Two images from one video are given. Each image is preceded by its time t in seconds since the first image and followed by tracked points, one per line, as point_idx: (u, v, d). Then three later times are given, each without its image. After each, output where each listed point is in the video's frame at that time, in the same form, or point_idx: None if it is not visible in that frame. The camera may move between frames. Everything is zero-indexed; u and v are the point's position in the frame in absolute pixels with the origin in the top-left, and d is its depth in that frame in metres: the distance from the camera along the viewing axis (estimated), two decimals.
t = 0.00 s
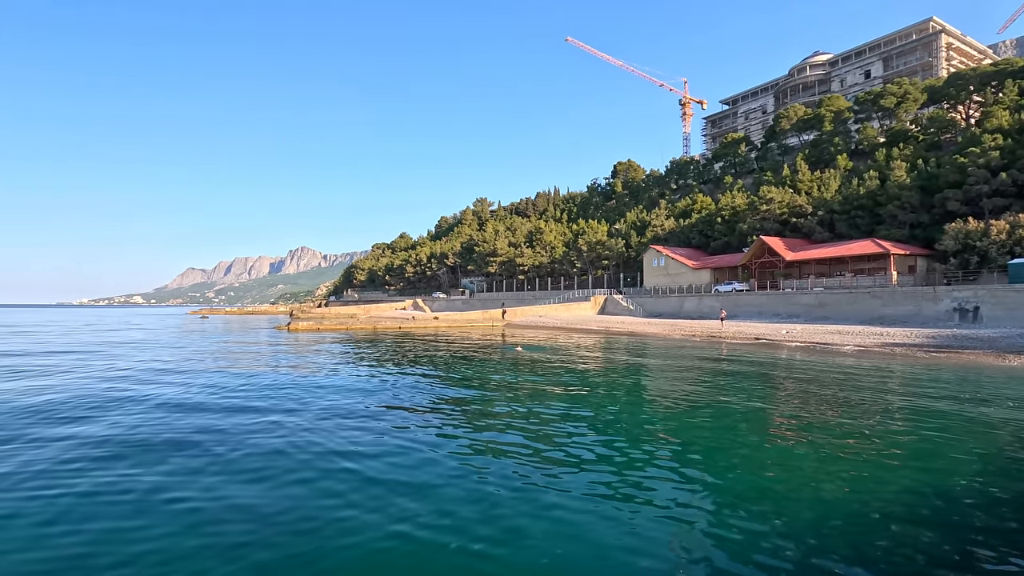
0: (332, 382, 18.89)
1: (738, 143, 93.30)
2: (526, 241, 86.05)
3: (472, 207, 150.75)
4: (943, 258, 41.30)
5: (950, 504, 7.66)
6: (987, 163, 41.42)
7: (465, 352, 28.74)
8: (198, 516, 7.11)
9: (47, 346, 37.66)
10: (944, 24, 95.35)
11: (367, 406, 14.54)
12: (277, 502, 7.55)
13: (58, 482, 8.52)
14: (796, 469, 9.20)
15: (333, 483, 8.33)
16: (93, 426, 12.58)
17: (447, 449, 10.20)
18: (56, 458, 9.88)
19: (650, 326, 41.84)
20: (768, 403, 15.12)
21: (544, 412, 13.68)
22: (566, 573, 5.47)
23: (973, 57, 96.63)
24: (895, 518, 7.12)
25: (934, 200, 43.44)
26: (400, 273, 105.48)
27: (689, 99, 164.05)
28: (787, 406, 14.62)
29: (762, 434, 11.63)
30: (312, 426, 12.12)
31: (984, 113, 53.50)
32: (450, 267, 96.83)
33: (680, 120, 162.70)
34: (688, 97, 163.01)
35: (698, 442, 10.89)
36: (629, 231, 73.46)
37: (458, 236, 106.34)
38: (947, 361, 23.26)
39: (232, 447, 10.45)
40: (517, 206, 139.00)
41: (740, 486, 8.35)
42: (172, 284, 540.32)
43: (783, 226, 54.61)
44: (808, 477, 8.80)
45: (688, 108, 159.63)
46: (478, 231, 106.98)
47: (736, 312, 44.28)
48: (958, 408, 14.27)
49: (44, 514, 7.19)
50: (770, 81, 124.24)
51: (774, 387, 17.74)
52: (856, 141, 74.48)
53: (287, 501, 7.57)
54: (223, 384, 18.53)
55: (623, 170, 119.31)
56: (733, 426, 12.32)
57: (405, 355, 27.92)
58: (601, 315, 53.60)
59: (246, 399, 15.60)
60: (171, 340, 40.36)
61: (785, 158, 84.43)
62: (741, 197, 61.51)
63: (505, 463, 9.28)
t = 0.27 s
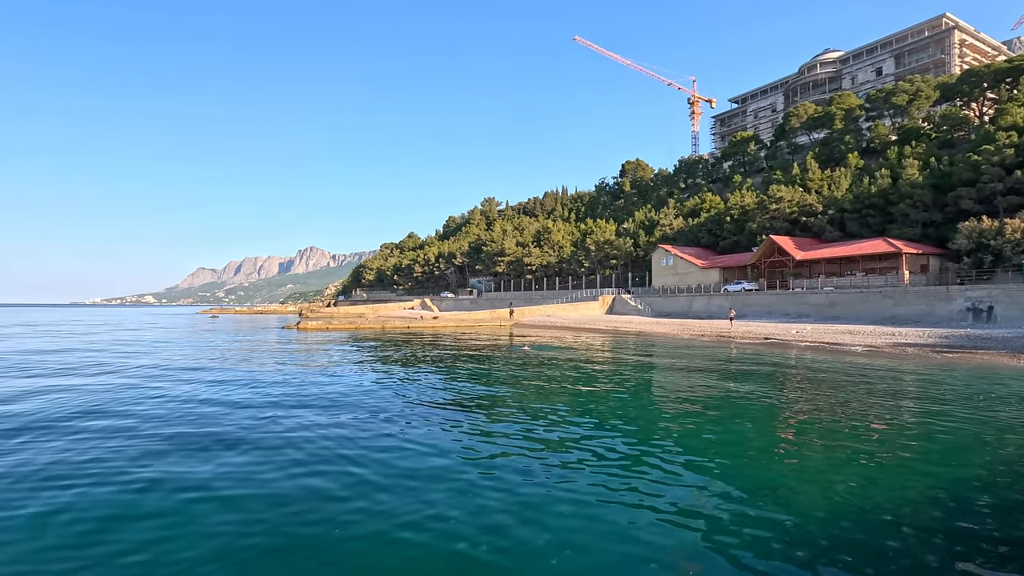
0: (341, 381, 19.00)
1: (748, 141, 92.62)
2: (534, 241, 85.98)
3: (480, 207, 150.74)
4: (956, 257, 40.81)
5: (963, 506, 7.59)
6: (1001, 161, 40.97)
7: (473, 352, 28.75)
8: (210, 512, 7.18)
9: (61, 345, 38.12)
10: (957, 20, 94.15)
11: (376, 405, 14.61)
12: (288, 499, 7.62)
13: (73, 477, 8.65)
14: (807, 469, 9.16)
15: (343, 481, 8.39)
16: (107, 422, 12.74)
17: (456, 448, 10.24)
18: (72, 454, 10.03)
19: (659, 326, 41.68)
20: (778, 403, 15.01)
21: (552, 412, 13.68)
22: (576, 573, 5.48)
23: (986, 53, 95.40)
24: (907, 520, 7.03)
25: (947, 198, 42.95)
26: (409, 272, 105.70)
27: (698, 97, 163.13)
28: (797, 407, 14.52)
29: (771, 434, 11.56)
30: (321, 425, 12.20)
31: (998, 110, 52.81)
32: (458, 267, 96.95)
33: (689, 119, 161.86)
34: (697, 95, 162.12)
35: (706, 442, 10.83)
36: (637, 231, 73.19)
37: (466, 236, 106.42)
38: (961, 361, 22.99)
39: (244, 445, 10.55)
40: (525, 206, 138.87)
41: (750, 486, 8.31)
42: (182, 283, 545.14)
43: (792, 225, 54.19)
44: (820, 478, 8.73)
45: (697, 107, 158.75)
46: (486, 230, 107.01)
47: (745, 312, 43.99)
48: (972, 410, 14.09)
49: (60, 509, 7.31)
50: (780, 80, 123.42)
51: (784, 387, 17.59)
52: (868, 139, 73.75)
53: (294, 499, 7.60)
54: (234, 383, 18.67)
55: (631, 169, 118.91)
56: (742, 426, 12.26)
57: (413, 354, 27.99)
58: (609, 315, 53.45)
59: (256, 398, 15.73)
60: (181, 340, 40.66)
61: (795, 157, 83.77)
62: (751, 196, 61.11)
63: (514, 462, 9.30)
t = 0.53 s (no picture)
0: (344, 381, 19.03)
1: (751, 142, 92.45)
2: (537, 242, 85.98)
3: (483, 208, 150.81)
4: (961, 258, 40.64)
5: (969, 507, 7.54)
6: (1006, 161, 40.81)
7: (476, 352, 28.75)
8: (214, 513, 7.19)
9: (66, 345, 38.32)
10: (962, 20, 93.80)
11: (379, 405, 14.63)
12: (291, 501, 7.62)
13: (78, 478, 8.68)
14: (811, 471, 9.11)
15: (346, 482, 8.38)
16: (112, 423, 12.80)
17: (459, 449, 10.22)
18: (77, 454, 10.09)
19: (662, 326, 41.65)
20: (781, 403, 14.96)
21: (555, 412, 13.67)
22: None
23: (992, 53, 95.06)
24: (913, 520, 7.03)
25: (952, 199, 42.82)
26: (412, 273, 105.83)
27: (701, 97, 162.99)
28: (801, 407, 14.46)
29: (775, 435, 11.53)
30: (325, 426, 12.22)
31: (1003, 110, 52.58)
32: (461, 267, 97.01)
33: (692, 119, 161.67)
34: (700, 95, 162.02)
35: (711, 444, 10.80)
36: (640, 231, 73.13)
37: (469, 236, 106.47)
38: (966, 362, 22.91)
39: (248, 445, 10.57)
40: (528, 206, 138.88)
41: (755, 488, 8.27)
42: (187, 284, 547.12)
43: (796, 225, 54.05)
44: (825, 479, 8.68)
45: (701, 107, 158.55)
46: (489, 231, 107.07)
47: (749, 312, 43.89)
48: (978, 410, 14.05)
49: (65, 509, 7.33)
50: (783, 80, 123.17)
51: (788, 388, 17.53)
52: (872, 139, 73.52)
53: (298, 500, 7.61)
54: (238, 383, 18.74)
55: (634, 169, 118.89)
56: (746, 427, 12.22)
57: (416, 355, 28.01)
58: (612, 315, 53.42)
59: (260, 398, 15.76)
60: (186, 340, 40.80)
61: (799, 158, 83.63)
62: (754, 196, 60.98)
63: (517, 463, 9.29)
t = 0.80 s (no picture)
0: (343, 381, 19.02)
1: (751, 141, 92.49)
2: (537, 241, 85.98)
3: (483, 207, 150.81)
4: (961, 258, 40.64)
5: (969, 508, 7.51)
6: (1007, 161, 40.73)
7: (476, 352, 28.73)
8: (212, 513, 7.16)
9: (66, 345, 38.31)
10: (962, 19, 93.79)
11: (378, 405, 14.59)
12: (290, 501, 7.59)
13: (76, 478, 8.66)
14: (811, 471, 9.08)
15: (344, 482, 8.35)
16: (111, 423, 12.78)
17: (457, 449, 10.20)
18: (75, 454, 10.06)
19: (662, 326, 41.65)
20: (780, 403, 14.92)
21: (554, 412, 13.63)
22: None
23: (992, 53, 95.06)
24: (914, 520, 7.04)
25: (952, 198, 42.84)
26: (412, 272, 105.83)
27: (701, 97, 163.04)
28: (800, 407, 14.43)
29: (774, 435, 11.50)
30: (323, 425, 12.20)
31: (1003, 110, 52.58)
32: (461, 267, 97.01)
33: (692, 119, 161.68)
34: (699, 95, 162.08)
35: (711, 444, 10.78)
36: (641, 231, 73.13)
37: (469, 236, 106.51)
38: (965, 361, 22.92)
39: (247, 445, 10.55)
40: (528, 206, 138.90)
41: (755, 488, 8.22)
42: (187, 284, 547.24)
43: (796, 225, 54.03)
44: (825, 480, 8.65)
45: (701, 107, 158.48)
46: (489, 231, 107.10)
47: (748, 312, 43.88)
48: (977, 410, 14.08)
49: (63, 509, 7.31)
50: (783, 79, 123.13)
51: (787, 388, 17.49)
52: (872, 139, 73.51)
53: (297, 500, 7.59)
54: (238, 383, 18.73)
55: (634, 169, 118.96)
56: (745, 427, 12.20)
57: (416, 355, 28.01)
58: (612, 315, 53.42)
59: (259, 398, 15.75)
60: (186, 340, 40.80)
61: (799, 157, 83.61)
62: (754, 196, 60.95)
63: (516, 463, 9.26)
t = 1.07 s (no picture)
0: (344, 380, 19.00)
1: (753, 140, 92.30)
2: (539, 241, 85.91)
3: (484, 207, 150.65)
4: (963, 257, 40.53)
5: (973, 509, 7.47)
6: (1010, 159, 40.22)
7: (477, 352, 28.68)
8: (213, 513, 7.15)
9: (68, 345, 38.34)
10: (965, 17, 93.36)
11: (379, 405, 14.57)
12: (292, 500, 7.58)
13: (78, 477, 8.66)
14: (814, 471, 9.03)
15: (344, 482, 8.33)
16: (112, 422, 12.78)
17: (458, 449, 10.17)
18: (77, 454, 10.06)
19: (663, 326, 41.62)
20: (781, 403, 14.86)
21: (555, 412, 13.59)
22: None
23: (994, 51, 94.66)
24: (918, 521, 6.99)
25: (955, 198, 42.71)
26: (413, 272, 105.76)
27: (704, 96, 162.64)
28: (802, 407, 14.35)
29: (775, 435, 11.46)
30: (324, 425, 12.19)
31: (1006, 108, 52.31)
32: (463, 266, 96.92)
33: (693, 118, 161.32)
34: (701, 93, 161.64)
35: (713, 444, 10.74)
36: (642, 231, 73.03)
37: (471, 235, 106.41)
38: (968, 361, 22.85)
39: (248, 445, 10.55)
40: (530, 206, 138.74)
41: (757, 489, 8.17)
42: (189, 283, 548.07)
43: (798, 224, 53.93)
44: (827, 480, 8.61)
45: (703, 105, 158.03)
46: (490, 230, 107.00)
47: (750, 312, 43.81)
48: (978, 409, 14.03)
49: (65, 509, 7.32)
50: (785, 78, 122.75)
51: (789, 387, 17.42)
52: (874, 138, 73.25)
53: (298, 501, 7.57)
54: (239, 382, 18.73)
55: (636, 168, 118.75)
56: (746, 427, 12.15)
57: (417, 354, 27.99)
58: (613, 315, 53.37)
59: (261, 397, 15.75)
60: (187, 340, 40.81)
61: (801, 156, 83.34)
62: (756, 195, 60.77)
63: (517, 463, 9.23)
